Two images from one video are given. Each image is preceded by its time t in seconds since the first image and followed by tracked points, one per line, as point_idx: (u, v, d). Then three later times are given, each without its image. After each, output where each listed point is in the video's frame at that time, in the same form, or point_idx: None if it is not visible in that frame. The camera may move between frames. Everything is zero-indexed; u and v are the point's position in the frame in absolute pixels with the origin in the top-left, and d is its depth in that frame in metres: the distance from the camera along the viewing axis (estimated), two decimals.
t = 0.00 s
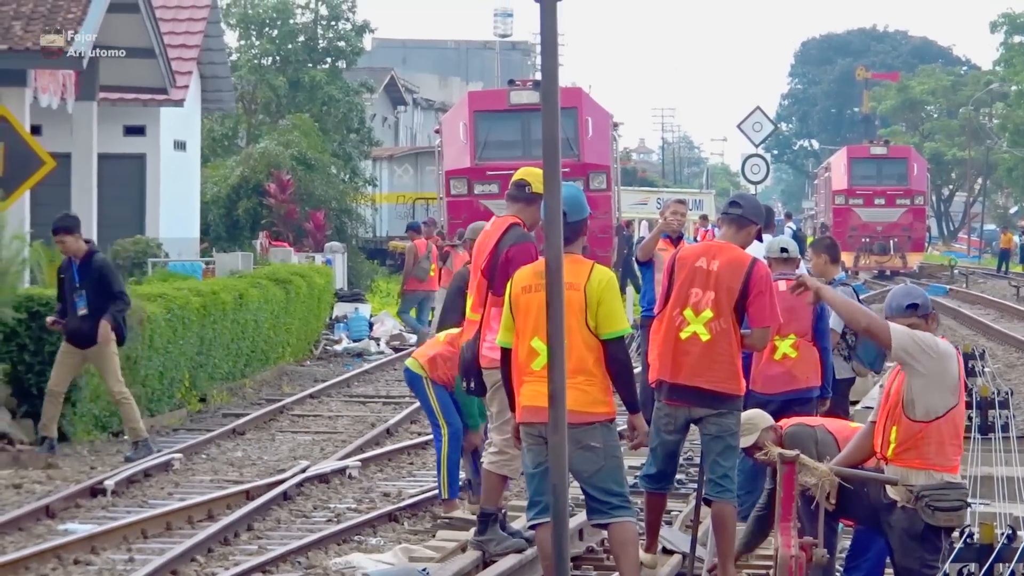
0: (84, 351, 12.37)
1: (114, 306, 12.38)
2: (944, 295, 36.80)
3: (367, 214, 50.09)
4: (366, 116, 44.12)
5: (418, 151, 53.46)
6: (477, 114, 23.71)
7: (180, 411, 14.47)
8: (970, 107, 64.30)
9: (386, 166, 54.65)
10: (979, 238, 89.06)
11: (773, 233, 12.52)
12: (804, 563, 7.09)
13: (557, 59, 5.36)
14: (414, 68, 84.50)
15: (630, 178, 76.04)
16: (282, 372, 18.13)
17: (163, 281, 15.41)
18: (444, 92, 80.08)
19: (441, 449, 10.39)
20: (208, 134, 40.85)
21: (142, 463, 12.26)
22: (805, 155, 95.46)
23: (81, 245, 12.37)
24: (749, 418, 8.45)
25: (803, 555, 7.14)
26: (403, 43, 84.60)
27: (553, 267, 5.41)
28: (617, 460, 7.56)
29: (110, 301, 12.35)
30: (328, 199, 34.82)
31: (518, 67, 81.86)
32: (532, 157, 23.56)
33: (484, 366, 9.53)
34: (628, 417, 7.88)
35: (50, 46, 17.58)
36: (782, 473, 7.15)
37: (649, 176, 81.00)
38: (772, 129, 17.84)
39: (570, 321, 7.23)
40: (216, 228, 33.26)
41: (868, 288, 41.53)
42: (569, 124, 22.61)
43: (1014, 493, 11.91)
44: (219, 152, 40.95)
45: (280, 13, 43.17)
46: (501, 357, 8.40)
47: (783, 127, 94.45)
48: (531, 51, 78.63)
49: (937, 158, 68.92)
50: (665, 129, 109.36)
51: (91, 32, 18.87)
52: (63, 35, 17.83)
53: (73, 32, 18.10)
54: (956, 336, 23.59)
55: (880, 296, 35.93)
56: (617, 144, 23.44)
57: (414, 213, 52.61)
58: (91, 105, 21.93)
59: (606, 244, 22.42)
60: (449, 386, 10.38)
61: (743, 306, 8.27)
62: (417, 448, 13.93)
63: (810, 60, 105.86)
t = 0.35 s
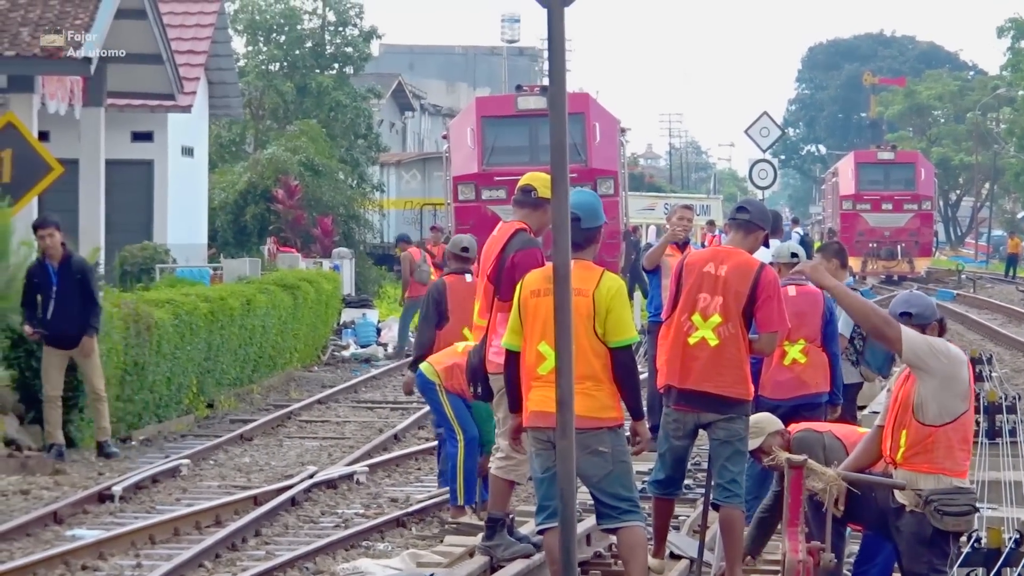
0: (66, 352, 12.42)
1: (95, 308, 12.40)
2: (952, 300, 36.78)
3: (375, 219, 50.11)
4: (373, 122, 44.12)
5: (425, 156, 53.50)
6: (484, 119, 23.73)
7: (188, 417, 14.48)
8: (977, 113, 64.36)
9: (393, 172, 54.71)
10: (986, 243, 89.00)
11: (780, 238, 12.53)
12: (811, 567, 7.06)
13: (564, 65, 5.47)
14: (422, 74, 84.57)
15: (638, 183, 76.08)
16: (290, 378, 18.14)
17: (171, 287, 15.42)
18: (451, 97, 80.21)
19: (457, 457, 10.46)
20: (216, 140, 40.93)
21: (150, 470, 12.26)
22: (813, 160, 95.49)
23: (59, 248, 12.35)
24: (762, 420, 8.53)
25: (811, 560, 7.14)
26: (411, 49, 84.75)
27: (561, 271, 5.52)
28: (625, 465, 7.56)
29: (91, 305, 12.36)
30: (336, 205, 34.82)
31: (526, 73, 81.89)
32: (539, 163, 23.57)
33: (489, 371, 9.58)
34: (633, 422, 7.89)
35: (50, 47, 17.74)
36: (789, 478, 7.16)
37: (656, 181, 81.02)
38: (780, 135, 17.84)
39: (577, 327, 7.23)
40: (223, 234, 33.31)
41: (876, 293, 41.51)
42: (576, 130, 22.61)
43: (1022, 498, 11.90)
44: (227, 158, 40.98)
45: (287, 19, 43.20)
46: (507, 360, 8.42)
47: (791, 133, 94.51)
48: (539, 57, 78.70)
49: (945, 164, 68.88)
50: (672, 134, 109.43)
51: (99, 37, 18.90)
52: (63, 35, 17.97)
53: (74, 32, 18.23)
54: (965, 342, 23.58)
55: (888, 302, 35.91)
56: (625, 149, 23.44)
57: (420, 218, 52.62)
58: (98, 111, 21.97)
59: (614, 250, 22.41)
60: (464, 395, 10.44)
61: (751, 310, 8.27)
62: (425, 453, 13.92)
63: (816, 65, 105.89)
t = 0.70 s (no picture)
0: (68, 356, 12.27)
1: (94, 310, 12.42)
2: (957, 304, 36.77)
3: (380, 223, 50.12)
4: (379, 125, 44.10)
5: (430, 160, 53.50)
6: (489, 123, 23.70)
7: (192, 421, 14.45)
8: (983, 116, 64.35)
9: (398, 175, 54.72)
10: (991, 247, 89.01)
11: (785, 242, 12.51)
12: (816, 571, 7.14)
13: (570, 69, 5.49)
14: (427, 78, 84.51)
15: (643, 187, 76.11)
16: (295, 381, 18.13)
17: (176, 290, 15.40)
18: (457, 101, 80.33)
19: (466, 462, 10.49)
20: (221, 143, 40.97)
21: (153, 473, 12.23)
22: (817, 164, 95.54)
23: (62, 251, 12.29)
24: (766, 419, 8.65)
25: (816, 565, 7.21)
26: (417, 52, 84.69)
27: (565, 273, 5.55)
28: (631, 469, 7.54)
29: (92, 307, 12.38)
30: (341, 209, 34.82)
31: (531, 77, 81.92)
32: (545, 166, 23.56)
33: (494, 374, 9.60)
34: (641, 427, 7.88)
35: (49, 46, 17.93)
36: (795, 482, 7.16)
37: (661, 185, 81.01)
38: (786, 138, 17.83)
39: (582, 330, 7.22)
40: (228, 237, 33.30)
41: (881, 297, 41.50)
42: (582, 133, 22.60)
43: None
44: (232, 162, 41.04)
45: (292, 23, 43.20)
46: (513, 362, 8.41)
47: (795, 137, 94.57)
48: (544, 61, 78.73)
49: (950, 168, 68.82)
50: (677, 138, 109.41)
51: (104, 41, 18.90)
52: (63, 35, 18.15)
53: (76, 33, 18.29)
54: (970, 346, 23.56)
55: (894, 306, 35.91)
56: (630, 153, 23.45)
57: (426, 221, 52.60)
58: (103, 114, 21.97)
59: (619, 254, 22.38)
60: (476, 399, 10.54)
61: (756, 314, 8.25)
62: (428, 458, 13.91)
63: (821, 68, 105.81)
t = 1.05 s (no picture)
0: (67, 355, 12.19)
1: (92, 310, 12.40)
2: (959, 306, 36.74)
3: (382, 223, 50.13)
4: (381, 126, 44.03)
5: (432, 161, 53.55)
6: (491, 124, 23.66)
7: (194, 422, 14.46)
8: (985, 117, 64.37)
9: (400, 177, 54.71)
10: (993, 248, 88.95)
11: (787, 243, 12.51)
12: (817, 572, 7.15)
13: (570, 71, 5.49)
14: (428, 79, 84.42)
15: (645, 188, 76.10)
16: (297, 383, 18.13)
17: (178, 292, 15.41)
18: (458, 103, 80.28)
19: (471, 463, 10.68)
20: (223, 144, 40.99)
21: (155, 474, 12.24)
22: (819, 165, 95.48)
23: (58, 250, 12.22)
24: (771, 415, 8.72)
25: (818, 566, 7.22)
26: (419, 53, 84.68)
27: (568, 275, 5.53)
28: (632, 471, 7.54)
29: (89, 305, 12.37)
30: (342, 210, 34.83)
31: (533, 78, 81.88)
32: (547, 167, 23.56)
33: (495, 373, 9.68)
34: (643, 428, 7.88)
35: (48, 45, 18.00)
36: (796, 483, 7.15)
37: (662, 186, 80.93)
38: (787, 141, 17.83)
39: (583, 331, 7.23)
40: (230, 238, 33.29)
41: (883, 299, 41.49)
42: (583, 134, 22.58)
43: None
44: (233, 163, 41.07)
45: (294, 23, 43.20)
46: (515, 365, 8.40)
47: (797, 137, 94.56)
48: (546, 62, 78.73)
49: (953, 169, 68.81)
50: (679, 139, 109.38)
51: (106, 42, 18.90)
52: (63, 36, 18.15)
53: (76, 34, 18.29)
54: (970, 347, 23.55)
55: (896, 307, 35.90)
56: (632, 154, 23.44)
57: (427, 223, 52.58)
58: (105, 115, 21.97)
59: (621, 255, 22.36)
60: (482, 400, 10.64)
61: (758, 314, 8.26)
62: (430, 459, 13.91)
63: (823, 69, 105.80)
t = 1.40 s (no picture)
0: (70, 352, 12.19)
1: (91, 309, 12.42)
2: (960, 302, 36.78)
3: (383, 221, 50.14)
4: (382, 124, 44.01)
5: (434, 158, 53.57)
6: (492, 121, 23.68)
7: (195, 419, 14.46)
8: (985, 115, 64.42)
9: (401, 174, 54.71)
10: (993, 246, 89.02)
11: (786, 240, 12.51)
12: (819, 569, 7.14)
13: (570, 66, 5.47)
14: (429, 76, 84.39)
15: (646, 186, 76.14)
16: (297, 380, 18.12)
17: (178, 289, 15.40)
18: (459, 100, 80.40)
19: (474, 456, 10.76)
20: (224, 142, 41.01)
21: (157, 471, 12.24)
22: (821, 163, 95.56)
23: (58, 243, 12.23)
24: (773, 406, 8.79)
25: (819, 562, 7.22)
26: (419, 50, 84.67)
27: (568, 272, 5.51)
28: (632, 468, 7.55)
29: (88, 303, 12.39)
30: (343, 207, 34.85)
31: (535, 76, 81.92)
32: (548, 165, 23.56)
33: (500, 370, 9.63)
34: (642, 425, 7.88)
35: (48, 46, 17.96)
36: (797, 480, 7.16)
37: (663, 183, 80.94)
38: (788, 137, 17.83)
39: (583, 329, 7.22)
40: (231, 236, 33.27)
41: (884, 296, 41.54)
42: (584, 132, 22.57)
43: None
44: (234, 160, 41.11)
45: (296, 21, 43.24)
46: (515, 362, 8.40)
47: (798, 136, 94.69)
48: (547, 59, 78.77)
49: (953, 167, 68.91)
50: (680, 136, 109.41)
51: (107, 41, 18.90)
52: (64, 35, 18.13)
53: (77, 32, 18.29)
54: (971, 344, 23.54)
55: (896, 304, 35.92)
56: (633, 151, 23.44)
57: (429, 221, 52.59)
58: (106, 113, 21.98)
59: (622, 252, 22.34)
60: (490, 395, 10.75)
61: (760, 312, 8.26)
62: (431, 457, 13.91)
63: (824, 67, 105.78)
